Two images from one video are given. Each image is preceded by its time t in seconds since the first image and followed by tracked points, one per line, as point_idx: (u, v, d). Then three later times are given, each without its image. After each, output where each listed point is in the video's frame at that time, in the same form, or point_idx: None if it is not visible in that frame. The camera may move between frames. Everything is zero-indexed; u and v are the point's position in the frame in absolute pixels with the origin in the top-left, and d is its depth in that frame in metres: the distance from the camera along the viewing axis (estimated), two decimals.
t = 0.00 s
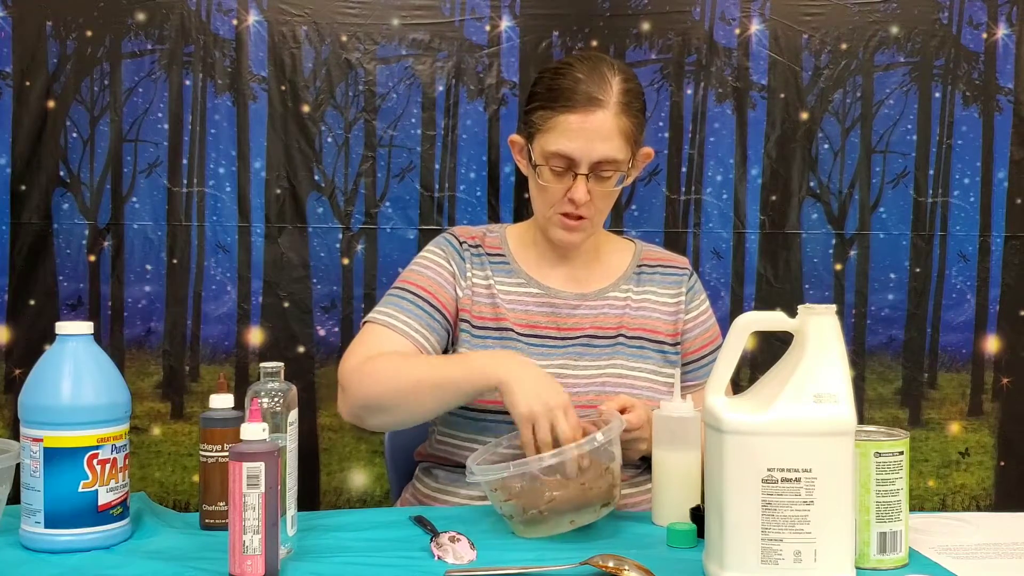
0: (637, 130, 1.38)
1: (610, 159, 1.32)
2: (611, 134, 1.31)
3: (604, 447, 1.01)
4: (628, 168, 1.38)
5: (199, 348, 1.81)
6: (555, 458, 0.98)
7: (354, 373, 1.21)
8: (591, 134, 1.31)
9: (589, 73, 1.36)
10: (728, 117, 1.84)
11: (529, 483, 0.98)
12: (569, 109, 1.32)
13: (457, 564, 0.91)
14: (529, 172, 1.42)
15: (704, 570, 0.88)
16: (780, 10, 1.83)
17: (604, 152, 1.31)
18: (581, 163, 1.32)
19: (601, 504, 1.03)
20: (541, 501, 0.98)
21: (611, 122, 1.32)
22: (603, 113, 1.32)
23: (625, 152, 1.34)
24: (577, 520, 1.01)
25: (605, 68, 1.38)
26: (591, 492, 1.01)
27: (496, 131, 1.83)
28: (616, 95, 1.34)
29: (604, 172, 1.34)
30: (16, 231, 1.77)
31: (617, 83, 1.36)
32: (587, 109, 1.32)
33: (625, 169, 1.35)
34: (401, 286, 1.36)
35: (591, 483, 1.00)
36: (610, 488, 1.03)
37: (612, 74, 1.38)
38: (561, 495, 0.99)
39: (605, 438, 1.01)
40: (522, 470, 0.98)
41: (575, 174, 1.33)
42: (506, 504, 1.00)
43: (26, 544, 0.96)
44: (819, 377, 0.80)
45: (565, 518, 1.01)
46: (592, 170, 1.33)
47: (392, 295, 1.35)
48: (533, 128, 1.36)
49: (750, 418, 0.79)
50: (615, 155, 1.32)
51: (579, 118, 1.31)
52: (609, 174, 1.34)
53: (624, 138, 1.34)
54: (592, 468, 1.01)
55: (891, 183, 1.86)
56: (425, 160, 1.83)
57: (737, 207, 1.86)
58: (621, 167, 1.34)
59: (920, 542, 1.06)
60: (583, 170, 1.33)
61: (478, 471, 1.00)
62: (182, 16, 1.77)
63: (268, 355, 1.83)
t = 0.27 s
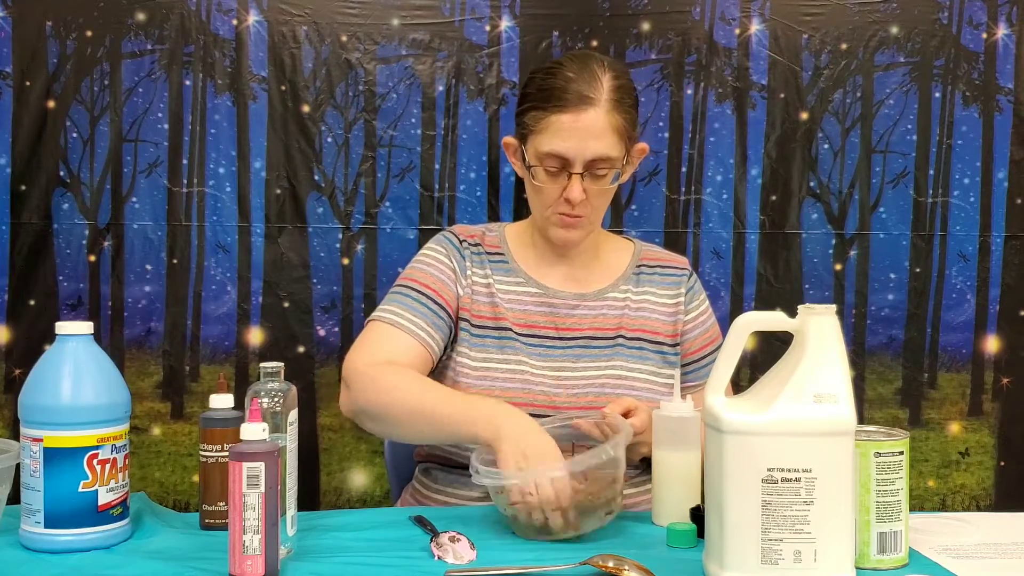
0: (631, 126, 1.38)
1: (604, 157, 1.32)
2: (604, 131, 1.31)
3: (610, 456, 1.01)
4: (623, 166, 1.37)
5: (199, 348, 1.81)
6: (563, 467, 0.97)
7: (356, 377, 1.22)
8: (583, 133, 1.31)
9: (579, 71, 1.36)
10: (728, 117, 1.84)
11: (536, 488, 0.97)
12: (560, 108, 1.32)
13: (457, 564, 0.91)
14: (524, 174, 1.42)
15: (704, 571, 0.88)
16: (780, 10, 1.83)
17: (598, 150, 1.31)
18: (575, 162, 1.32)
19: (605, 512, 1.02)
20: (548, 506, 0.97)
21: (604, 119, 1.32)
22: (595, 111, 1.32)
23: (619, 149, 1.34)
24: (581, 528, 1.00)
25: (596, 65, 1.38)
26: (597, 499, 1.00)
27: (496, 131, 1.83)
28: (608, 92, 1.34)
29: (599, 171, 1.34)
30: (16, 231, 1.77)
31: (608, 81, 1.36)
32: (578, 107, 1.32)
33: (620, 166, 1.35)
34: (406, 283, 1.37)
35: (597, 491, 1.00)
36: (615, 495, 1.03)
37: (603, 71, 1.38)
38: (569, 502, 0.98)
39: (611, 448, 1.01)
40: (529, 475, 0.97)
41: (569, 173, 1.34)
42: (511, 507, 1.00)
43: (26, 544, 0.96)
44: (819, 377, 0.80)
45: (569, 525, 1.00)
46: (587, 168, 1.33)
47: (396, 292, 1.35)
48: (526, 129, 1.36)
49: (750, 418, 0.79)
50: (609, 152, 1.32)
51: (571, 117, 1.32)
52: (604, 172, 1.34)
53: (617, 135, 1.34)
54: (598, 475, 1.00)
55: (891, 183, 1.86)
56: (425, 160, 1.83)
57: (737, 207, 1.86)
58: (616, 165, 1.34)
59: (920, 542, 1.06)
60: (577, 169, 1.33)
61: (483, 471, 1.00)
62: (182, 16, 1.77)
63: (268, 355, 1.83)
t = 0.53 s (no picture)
0: (625, 125, 1.38)
1: (599, 157, 1.32)
2: (598, 131, 1.31)
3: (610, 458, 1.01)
4: (619, 165, 1.37)
5: (199, 348, 1.81)
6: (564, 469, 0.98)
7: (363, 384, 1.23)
8: (578, 133, 1.30)
9: (571, 71, 1.35)
10: (728, 117, 1.84)
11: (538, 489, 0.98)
12: (554, 109, 1.32)
13: (457, 564, 0.91)
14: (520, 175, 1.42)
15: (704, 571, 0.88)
16: (780, 10, 1.83)
17: (593, 151, 1.31)
18: (570, 163, 1.32)
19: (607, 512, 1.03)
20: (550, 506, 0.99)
21: (597, 119, 1.32)
22: (588, 111, 1.31)
23: (614, 148, 1.34)
24: (582, 529, 1.01)
25: (587, 65, 1.37)
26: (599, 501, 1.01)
27: (496, 131, 1.83)
28: (601, 91, 1.34)
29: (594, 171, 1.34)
30: (16, 231, 1.77)
31: (600, 80, 1.36)
32: (572, 108, 1.32)
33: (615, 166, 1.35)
34: (409, 276, 1.37)
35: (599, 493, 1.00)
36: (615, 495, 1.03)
37: (595, 70, 1.37)
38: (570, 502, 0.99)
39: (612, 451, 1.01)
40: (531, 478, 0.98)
41: (564, 174, 1.34)
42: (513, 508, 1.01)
43: (26, 544, 0.96)
44: (819, 378, 0.80)
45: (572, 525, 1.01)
46: (582, 169, 1.33)
47: (400, 284, 1.35)
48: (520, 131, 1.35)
49: (750, 418, 0.79)
50: (604, 152, 1.32)
51: (564, 118, 1.31)
52: (599, 172, 1.34)
53: (612, 135, 1.33)
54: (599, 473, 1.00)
55: (891, 183, 1.86)
56: (425, 160, 1.83)
57: (737, 207, 1.86)
58: (611, 164, 1.33)
59: (920, 542, 1.06)
60: (573, 171, 1.33)
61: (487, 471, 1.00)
62: (182, 16, 1.77)
63: (268, 355, 1.83)
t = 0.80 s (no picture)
0: (629, 114, 1.39)
1: (605, 143, 1.32)
2: (603, 118, 1.32)
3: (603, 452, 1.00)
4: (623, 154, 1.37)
5: (199, 348, 1.81)
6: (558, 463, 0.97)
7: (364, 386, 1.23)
8: (584, 119, 1.31)
9: (576, 59, 1.37)
10: (728, 117, 1.84)
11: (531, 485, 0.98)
12: (559, 95, 1.33)
13: (457, 564, 0.91)
14: (523, 166, 1.42)
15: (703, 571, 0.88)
16: (780, 10, 1.83)
17: (599, 136, 1.32)
18: (576, 148, 1.32)
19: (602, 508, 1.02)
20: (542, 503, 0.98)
21: (603, 106, 1.33)
22: (594, 98, 1.32)
23: (619, 135, 1.35)
24: (577, 523, 1.01)
25: (592, 55, 1.38)
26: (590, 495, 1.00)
27: (496, 131, 1.83)
28: (606, 79, 1.35)
29: (599, 157, 1.34)
30: (16, 231, 1.77)
31: (605, 69, 1.37)
32: (577, 94, 1.33)
33: (619, 154, 1.35)
34: (397, 283, 1.37)
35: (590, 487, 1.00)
36: (611, 491, 1.02)
37: (600, 60, 1.38)
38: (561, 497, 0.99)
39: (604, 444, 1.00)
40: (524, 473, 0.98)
41: (570, 160, 1.34)
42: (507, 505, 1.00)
43: (26, 544, 0.96)
44: (819, 378, 0.80)
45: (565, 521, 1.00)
46: (587, 155, 1.33)
47: (388, 292, 1.35)
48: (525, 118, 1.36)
49: (750, 418, 0.79)
50: (610, 139, 1.33)
51: (570, 104, 1.32)
52: (604, 159, 1.34)
53: (617, 123, 1.34)
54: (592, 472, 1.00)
55: (891, 183, 1.86)
56: (425, 160, 1.83)
57: (737, 207, 1.86)
58: (616, 151, 1.34)
59: (920, 542, 1.06)
60: (578, 157, 1.33)
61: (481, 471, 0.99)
62: (182, 16, 1.77)
63: (268, 355, 1.83)
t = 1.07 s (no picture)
0: (632, 100, 1.41)
1: (612, 125, 1.34)
2: (610, 101, 1.35)
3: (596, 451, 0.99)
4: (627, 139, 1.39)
5: (199, 348, 1.81)
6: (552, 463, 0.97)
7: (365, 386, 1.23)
8: (591, 101, 1.33)
9: (580, 45, 1.39)
10: (728, 117, 1.84)
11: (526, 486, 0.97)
12: (565, 77, 1.35)
13: (457, 564, 0.91)
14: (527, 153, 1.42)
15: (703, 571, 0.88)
16: (780, 10, 1.83)
17: (606, 118, 1.34)
18: (582, 129, 1.33)
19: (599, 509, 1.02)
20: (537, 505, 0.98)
21: (609, 88, 1.35)
22: (600, 80, 1.35)
23: (624, 119, 1.37)
24: (574, 523, 1.01)
25: (596, 42, 1.41)
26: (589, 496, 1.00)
27: (496, 131, 1.83)
28: (610, 64, 1.38)
29: (605, 140, 1.35)
30: (16, 231, 1.77)
31: (610, 55, 1.40)
32: (584, 76, 1.35)
33: (624, 137, 1.37)
34: (388, 279, 1.40)
35: (585, 488, 0.99)
36: (610, 491, 1.02)
37: (604, 46, 1.41)
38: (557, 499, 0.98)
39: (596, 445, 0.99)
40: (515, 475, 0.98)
41: (577, 143, 1.35)
42: (505, 508, 0.99)
43: (26, 544, 0.96)
44: (819, 378, 0.80)
45: (562, 523, 1.00)
46: (594, 137, 1.35)
47: (378, 288, 1.38)
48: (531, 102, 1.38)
49: (750, 418, 0.79)
50: (616, 121, 1.35)
51: (578, 86, 1.35)
52: (611, 142, 1.36)
53: (623, 106, 1.37)
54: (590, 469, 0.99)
55: (891, 183, 1.86)
56: (425, 159, 1.83)
57: (737, 207, 1.86)
58: (622, 133, 1.35)
59: (920, 542, 1.06)
60: (585, 138, 1.34)
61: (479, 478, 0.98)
62: (182, 16, 1.77)
63: (267, 355, 1.83)
